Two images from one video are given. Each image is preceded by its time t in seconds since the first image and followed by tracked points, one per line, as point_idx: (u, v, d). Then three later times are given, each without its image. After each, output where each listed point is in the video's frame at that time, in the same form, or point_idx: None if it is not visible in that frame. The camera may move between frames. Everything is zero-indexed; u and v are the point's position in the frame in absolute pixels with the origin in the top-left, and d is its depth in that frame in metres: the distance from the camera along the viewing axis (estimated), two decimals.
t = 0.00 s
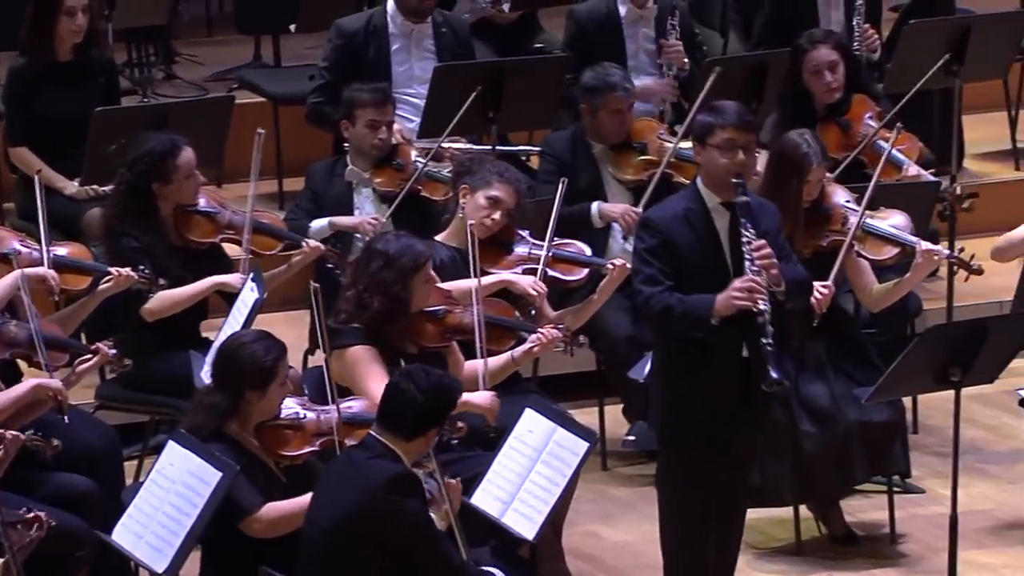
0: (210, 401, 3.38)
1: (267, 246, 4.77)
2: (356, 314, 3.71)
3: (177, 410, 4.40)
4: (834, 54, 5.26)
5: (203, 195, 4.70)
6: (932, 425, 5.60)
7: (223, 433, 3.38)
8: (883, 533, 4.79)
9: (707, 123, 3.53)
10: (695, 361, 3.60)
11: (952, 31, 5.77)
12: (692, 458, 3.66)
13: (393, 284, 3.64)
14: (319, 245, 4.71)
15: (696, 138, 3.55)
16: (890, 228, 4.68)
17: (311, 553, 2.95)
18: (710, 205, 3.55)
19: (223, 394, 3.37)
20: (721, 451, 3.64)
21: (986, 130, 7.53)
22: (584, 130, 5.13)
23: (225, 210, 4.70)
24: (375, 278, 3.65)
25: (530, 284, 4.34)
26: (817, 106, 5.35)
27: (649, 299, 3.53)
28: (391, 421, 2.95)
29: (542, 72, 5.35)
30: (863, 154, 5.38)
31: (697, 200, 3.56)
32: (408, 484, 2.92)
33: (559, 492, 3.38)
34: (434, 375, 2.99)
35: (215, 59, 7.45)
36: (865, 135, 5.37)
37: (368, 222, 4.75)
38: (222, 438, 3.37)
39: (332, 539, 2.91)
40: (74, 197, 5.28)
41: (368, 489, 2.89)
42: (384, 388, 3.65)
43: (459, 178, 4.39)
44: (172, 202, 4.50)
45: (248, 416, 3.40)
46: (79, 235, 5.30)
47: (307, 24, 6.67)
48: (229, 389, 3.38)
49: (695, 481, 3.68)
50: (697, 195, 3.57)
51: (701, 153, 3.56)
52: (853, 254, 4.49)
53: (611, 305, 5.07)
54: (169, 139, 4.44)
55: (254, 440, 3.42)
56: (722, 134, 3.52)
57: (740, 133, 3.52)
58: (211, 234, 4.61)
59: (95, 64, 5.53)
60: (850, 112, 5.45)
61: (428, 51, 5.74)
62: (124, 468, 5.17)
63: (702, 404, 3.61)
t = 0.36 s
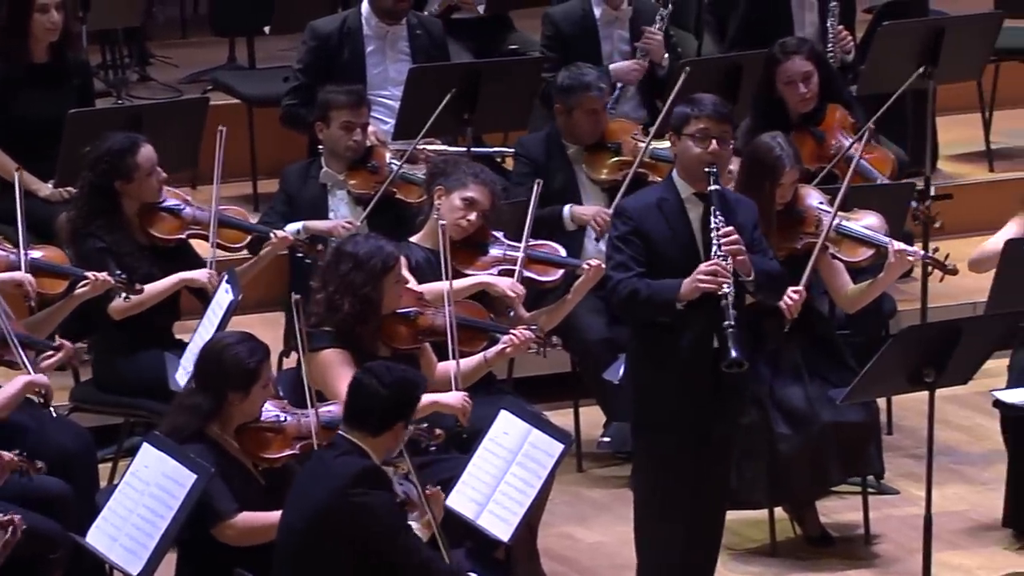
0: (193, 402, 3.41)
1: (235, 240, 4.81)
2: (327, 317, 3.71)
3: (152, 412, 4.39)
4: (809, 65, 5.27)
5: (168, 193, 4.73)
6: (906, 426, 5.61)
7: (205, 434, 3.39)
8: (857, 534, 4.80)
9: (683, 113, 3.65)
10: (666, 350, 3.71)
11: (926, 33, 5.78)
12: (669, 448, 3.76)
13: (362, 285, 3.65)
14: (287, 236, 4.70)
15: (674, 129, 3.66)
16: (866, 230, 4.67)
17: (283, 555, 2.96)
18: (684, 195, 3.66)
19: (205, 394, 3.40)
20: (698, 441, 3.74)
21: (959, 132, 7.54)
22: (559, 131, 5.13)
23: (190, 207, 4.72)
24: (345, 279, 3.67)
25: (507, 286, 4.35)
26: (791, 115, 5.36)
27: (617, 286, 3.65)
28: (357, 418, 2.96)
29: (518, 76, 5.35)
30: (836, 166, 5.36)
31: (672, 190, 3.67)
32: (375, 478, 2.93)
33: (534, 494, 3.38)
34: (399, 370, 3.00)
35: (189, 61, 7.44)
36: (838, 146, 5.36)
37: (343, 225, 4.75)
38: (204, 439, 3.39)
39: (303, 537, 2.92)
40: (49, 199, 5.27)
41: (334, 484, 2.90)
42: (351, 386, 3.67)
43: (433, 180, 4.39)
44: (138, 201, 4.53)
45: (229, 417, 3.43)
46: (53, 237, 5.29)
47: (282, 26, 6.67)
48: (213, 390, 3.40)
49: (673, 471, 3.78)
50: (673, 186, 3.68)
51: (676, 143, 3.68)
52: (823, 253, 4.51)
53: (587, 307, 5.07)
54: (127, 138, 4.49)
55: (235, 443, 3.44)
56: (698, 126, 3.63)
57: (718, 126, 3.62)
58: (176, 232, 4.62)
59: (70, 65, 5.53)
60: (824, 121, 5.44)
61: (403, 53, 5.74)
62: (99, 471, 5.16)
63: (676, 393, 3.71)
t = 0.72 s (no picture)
0: (184, 411, 3.41)
1: (215, 247, 4.83)
2: (312, 319, 3.70)
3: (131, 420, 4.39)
4: (793, 82, 5.23)
5: (149, 201, 4.72)
6: (884, 432, 5.61)
7: (192, 444, 3.41)
8: (836, 540, 4.81)
9: (679, 124, 3.62)
10: (649, 360, 3.71)
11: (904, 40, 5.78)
12: (649, 459, 3.76)
13: (349, 287, 3.65)
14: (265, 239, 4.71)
15: (670, 140, 3.63)
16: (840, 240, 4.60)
17: (262, 563, 2.96)
18: (673, 204, 3.69)
19: (192, 403, 3.42)
20: (677, 450, 3.76)
21: (936, 139, 7.55)
22: (537, 139, 5.14)
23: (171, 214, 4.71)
24: (331, 280, 3.66)
25: (480, 297, 4.34)
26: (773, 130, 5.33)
27: (601, 296, 3.67)
28: (342, 429, 2.95)
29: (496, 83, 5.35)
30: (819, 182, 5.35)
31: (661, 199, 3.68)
32: (360, 488, 2.93)
33: (513, 501, 3.37)
34: (384, 380, 2.98)
35: (167, 68, 7.43)
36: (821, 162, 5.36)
37: (322, 230, 4.73)
38: (191, 449, 3.40)
39: (289, 548, 2.92)
40: (26, 206, 5.26)
41: (324, 494, 2.90)
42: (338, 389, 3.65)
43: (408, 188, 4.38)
44: (119, 208, 4.53)
45: (215, 428, 3.43)
46: (32, 244, 5.28)
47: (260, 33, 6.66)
48: (201, 400, 3.41)
49: (652, 483, 3.78)
50: (661, 194, 3.69)
51: (668, 152, 3.66)
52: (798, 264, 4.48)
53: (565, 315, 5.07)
54: (108, 145, 4.50)
55: (219, 452, 3.44)
56: (695, 143, 3.60)
57: (715, 143, 3.60)
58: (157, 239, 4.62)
59: (48, 71, 5.52)
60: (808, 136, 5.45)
61: (381, 60, 5.74)
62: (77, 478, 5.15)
63: (656, 402, 3.71)
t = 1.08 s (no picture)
0: (182, 414, 3.41)
1: (203, 258, 4.85)
2: (302, 314, 3.69)
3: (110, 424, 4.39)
4: (777, 80, 5.25)
5: (142, 209, 4.74)
6: (863, 435, 5.62)
7: (186, 446, 3.42)
8: (814, 543, 4.81)
9: (652, 121, 3.68)
10: (644, 356, 3.73)
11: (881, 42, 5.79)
12: (635, 457, 3.78)
13: (342, 282, 3.66)
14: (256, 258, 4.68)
15: (644, 139, 3.69)
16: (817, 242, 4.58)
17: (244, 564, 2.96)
18: (655, 203, 3.71)
19: (192, 407, 3.41)
20: (661, 450, 3.78)
21: (914, 142, 7.56)
22: (515, 144, 5.15)
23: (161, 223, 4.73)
24: (324, 275, 3.66)
25: (456, 303, 4.35)
26: (752, 125, 5.36)
27: (607, 295, 3.66)
28: (326, 433, 2.96)
29: (473, 87, 5.34)
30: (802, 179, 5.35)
31: (644, 199, 3.71)
32: (335, 486, 2.93)
33: (491, 504, 3.37)
34: (369, 387, 2.98)
35: (146, 71, 7.42)
36: (803, 158, 5.35)
37: (302, 233, 4.73)
38: (185, 452, 3.42)
39: (266, 547, 2.93)
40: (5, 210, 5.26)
41: (292, 492, 2.91)
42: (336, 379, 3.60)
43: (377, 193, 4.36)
44: (107, 215, 4.53)
45: (211, 432, 3.43)
46: (11, 248, 5.27)
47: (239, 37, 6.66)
48: (201, 405, 3.40)
49: (636, 481, 3.80)
50: (642, 194, 3.72)
51: (644, 150, 3.70)
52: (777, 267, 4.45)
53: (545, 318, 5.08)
54: (103, 153, 4.49)
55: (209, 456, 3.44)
56: (672, 136, 3.66)
57: (691, 133, 3.67)
58: (146, 247, 4.65)
59: (27, 76, 5.52)
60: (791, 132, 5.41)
61: (360, 63, 5.75)
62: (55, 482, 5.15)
63: (652, 400, 3.73)
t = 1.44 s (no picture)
0: (151, 429, 3.42)
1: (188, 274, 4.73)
2: (285, 316, 3.70)
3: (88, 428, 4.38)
4: (760, 64, 5.30)
5: (130, 216, 4.71)
6: (840, 438, 5.63)
7: (159, 460, 3.42)
8: (792, 546, 4.82)
9: (620, 123, 3.74)
10: (626, 353, 3.75)
11: (857, 46, 5.81)
12: (619, 453, 3.80)
13: (327, 283, 3.66)
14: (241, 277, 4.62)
15: (613, 142, 3.75)
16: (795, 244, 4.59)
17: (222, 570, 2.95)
18: (632, 203, 3.74)
19: (163, 421, 3.41)
20: (645, 446, 3.79)
21: (890, 146, 7.57)
22: (493, 147, 5.14)
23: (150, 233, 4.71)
24: (309, 276, 3.66)
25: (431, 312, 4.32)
26: (735, 121, 5.39)
27: (590, 291, 3.69)
28: (298, 435, 2.94)
29: (450, 90, 5.35)
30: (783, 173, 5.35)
31: (619, 198, 3.75)
32: (313, 487, 2.92)
33: (469, 508, 3.37)
34: (340, 387, 2.98)
35: (122, 75, 7.41)
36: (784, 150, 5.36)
37: (280, 242, 4.72)
38: (158, 466, 3.42)
39: (242, 551, 2.92)
40: None
41: (271, 495, 2.90)
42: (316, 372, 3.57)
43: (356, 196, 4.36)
44: (100, 222, 4.53)
45: (184, 445, 3.43)
46: None
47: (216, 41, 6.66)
48: (170, 418, 3.41)
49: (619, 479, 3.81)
50: (619, 196, 3.75)
51: (617, 151, 3.74)
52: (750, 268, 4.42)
53: (523, 322, 5.08)
54: (102, 159, 4.48)
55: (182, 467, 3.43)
56: (642, 131, 3.72)
57: (658, 129, 3.74)
58: (135, 256, 4.62)
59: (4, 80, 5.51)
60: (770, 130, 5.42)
61: (337, 66, 5.73)
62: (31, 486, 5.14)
63: (635, 397, 3.74)
